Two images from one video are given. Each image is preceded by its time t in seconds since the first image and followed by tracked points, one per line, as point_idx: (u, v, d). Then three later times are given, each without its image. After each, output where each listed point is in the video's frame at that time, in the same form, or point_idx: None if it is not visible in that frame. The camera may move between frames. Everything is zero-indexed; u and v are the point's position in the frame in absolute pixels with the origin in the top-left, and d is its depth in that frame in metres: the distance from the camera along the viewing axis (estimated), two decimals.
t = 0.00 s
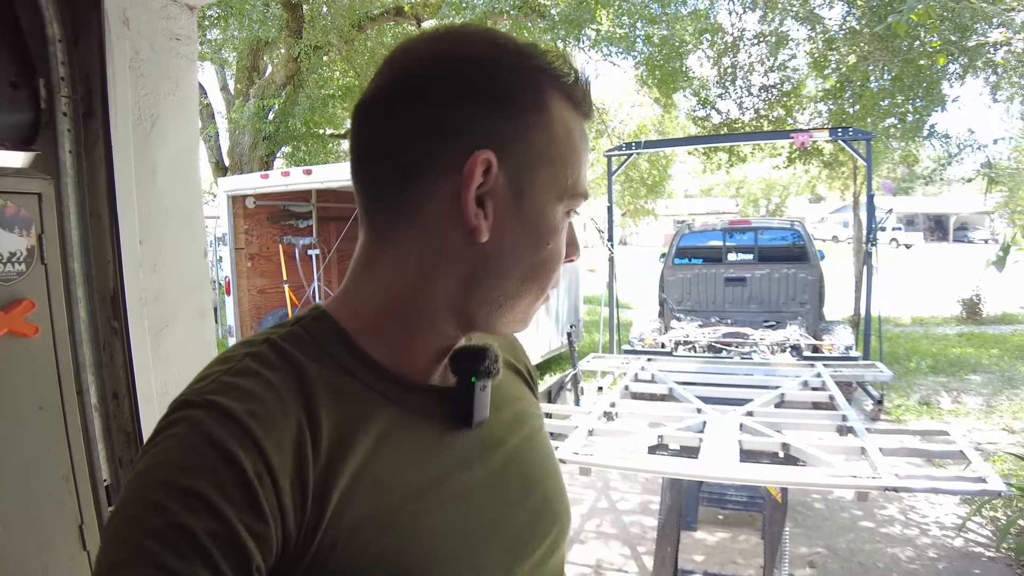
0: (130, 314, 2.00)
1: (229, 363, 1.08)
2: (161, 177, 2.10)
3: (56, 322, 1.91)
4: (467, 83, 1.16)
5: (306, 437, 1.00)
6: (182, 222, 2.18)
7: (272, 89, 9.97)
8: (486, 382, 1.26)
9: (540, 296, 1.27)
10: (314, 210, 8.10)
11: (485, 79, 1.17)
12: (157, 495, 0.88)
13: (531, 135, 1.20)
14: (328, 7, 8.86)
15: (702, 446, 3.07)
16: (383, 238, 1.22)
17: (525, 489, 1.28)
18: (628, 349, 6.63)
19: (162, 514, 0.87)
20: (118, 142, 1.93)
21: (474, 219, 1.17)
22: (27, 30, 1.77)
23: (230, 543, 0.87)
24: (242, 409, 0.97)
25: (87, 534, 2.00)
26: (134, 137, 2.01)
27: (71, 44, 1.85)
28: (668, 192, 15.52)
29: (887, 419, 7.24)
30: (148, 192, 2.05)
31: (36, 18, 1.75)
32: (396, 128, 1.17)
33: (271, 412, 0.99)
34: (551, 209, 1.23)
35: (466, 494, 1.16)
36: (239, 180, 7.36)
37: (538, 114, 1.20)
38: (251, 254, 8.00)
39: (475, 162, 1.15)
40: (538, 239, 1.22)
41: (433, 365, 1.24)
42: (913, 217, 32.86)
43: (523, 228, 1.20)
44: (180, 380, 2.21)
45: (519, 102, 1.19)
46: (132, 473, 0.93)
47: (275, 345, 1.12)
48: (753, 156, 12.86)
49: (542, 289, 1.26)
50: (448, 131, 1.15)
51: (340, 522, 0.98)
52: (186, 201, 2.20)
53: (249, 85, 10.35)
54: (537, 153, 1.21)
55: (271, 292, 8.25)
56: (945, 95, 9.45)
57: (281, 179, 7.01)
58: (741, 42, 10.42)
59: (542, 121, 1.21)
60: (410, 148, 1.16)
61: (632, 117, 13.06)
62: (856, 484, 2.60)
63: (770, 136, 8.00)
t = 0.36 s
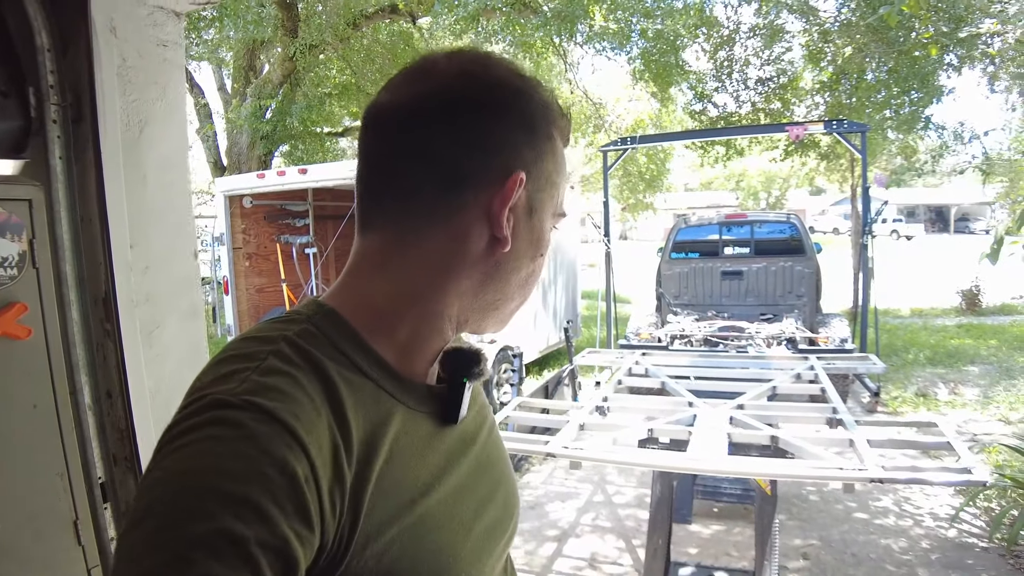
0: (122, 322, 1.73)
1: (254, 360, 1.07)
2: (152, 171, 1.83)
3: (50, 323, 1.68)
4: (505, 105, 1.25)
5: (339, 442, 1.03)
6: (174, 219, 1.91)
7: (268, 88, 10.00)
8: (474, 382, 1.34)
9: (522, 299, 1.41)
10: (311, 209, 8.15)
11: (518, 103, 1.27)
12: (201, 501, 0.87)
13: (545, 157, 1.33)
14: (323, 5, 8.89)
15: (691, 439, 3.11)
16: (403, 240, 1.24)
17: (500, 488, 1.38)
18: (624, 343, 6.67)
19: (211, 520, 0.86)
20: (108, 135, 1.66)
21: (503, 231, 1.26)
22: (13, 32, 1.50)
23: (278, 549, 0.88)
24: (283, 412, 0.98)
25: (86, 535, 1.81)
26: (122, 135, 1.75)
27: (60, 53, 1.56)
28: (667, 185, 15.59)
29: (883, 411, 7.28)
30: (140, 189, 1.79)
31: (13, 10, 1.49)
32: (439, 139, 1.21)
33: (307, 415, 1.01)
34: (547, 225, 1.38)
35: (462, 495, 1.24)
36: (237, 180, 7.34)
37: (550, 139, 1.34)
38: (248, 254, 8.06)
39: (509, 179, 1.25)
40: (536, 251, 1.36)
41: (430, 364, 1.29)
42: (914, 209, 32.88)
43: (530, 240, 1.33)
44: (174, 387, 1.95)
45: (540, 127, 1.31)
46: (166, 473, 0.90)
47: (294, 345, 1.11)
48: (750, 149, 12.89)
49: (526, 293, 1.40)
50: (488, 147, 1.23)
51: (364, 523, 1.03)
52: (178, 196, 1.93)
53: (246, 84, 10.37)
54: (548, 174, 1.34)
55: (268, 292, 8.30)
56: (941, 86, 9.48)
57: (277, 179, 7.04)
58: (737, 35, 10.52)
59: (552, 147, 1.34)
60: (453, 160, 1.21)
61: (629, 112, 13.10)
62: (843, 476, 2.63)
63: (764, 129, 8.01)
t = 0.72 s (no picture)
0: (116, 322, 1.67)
1: (285, 371, 1.12)
2: (144, 172, 1.78)
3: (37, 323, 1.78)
4: (522, 142, 1.33)
5: (362, 452, 1.08)
6: (166, 219, 1.86)
7: (277, 76, 9.93)
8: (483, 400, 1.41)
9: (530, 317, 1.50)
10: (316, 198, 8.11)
11: (534, 140, 1.35)
12: (241, 494, 0.89)
13: (555, 187, 1.41)
14: None
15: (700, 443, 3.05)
16: (425, 265, 1.31)
17: (503, 502, 1.44)
18: (631, 341, 6.60)
19: (249, 512, 0.89)
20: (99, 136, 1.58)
21: (519, 257, 1.35)
22: None
23: (308, 544, 0.91)
24: (316, 421, 1.03)
25: (72, 538, 1.91)
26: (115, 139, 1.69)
27: (51, 44, 1.47)
28: (677, 179, 15.45)
29: (891, 413, 7.20)
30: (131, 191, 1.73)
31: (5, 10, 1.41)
32: (464, 171, 1.28)
33: (334, 425, 1.05)
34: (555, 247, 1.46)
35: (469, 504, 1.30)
36: (239, 171, 7.25)
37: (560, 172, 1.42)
38: (253, 243, 8.09)
39: (525, 211, 1.34)
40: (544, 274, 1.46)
41: (446, 380, 1.37)
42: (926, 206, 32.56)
43: (540, 265, 1.42)
44: (169, 388, 1.88)
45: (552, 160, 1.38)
46: (202, 472, 0.93)
47: (322, 360, 1.16)
48: (762, 144, 12.73)
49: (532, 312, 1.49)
50: (506, 182, 1.31)
51: (380, 531, 1.08)
52: (172, 196, 1.87)
53: (254, 72, 10.29)
54: (556, 204, 1.43)
55: (274, 282, 8.38)
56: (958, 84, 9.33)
57: (283, 169, 6.98)
58: (750, 28, 10.34)
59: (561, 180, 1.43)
60: (475, 195, 1.29)
61: (639, 104, 12.97)
62: (852, 488, 2.57)
63: (776, 125, 7.90)
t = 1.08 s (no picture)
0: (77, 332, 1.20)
1: (306, 370, 1.09)
2: (109, 138, 1.32)
3: None
4: (516, 146, 1.29)
5: (377, 452, 1.05)
6: (139, 198, 1.41)
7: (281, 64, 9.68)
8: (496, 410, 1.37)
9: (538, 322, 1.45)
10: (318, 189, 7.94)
11: (528, 143, 1.31)
12: (259, 483, 0.88)
13: (552, 188, 1.36)
14: None
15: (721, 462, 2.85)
16: (432, 274, 1.26)
17: (515, 512, 1.39)
18: (640, 344, 6.42)
19: (264, 501, 0.87)
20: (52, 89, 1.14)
21: (523, 258, 1.30)
22: None
23: (320, 536, 0.89)
24: (334, 419, 1.00)
25: None
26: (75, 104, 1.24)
27: None
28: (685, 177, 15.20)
29: (906, 423, 6.99)
30: (96, 165, 1.28)
31: None
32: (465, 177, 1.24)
33: (351, 423, 1.03)
34: (557, 247, 1.42)
35: (482, 508, 1.25)
36: (236, 160, 7.09)
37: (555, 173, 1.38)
38: (251, 235, 7.84)
39: (525, 212, 1.29)
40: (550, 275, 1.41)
41: (461, 387, 1.31)
42: (934, 210, 32.24)
43: (543, 266, 1.37)
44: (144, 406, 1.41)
45: (547, 163, 1.34)
46: (221, 463, 0.91)
47: (343, 362, 1.13)
48: (774, 143, 12.47)
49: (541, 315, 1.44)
50: (505, 185, 1.27)
51: (393, 533, 1.05)
52: (142, 169, 1.43)
53: (259, 60, 10.02)
54: (555, 205, 1.38)
55: (273, 276, 8.17)
56: (975, 85, 9.13)
57: (283, 158, 6.76)
58: (764, 24, 10.14)
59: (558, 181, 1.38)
60: (475, 201, 1.24)
61: (649, 100, 12.71)
62: (885, 517, 2.36)
63: (793, 123, 7.66)
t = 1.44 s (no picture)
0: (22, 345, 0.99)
1: (304, 364, 1.03)
2: (67, 124, 1.12)
3: None
4: (526, 154, 1.23)
5: (372, 452, 0.99)
6: (104, 191, 1.21)
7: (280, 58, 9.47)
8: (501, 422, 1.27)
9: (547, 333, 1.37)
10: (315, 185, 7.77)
11: (535, 151, 1.24)
12: (250, 474, 0.82)
13: (560, 195, 1.29)
14: None
15: (743, 481, 2.79)
16: (436, 282, 1.19)
17: (513, 525, 1.29)
18: (646, 346, 6.26)
19: (253, 491, 0.81)
20: None
21: (531, 266, 1.23)
22: None
23: (308, 535, 0.83)
24: (331, 414, 0.95)
25: None
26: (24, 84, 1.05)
27: None
28: (687, 174, 14.99)
29: (917, 427, 6.86)
30: (49, 157, 1.08)
31: None
32: (474, 184, 1.17)
33: (347, 420, 0.97)
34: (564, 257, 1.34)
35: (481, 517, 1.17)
36: (230, 154, 6.91)
37: (564, 180, 1.31)
38: (246, 232, 7.67)
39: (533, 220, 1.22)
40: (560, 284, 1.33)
41: (464, 399, 1.24)
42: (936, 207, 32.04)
43: (550, 275, 1.30)
44: (103, 426, 1.18)
45: (555, 172, 1.27)
46: (211, 455, 0.85)
47: (345, 360, 1.07)
48: (779, 140, 12.28)
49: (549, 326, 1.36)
50: (515, 193, 1.20)
51: (386, 539, 0.98)
52: (109, 160, 1.23)
53: (257, 53, 9.69)
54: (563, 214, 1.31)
55: (267, 274, 8.00)
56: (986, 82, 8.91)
57: (279, 153, 6.58)
58: (771, 20, 9.87)
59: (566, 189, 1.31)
60: (480, 208, 1.18)
61: (652, 96, 12.51)
62: (922, 546, 2.25)
63: (802, 120, 7.46)
